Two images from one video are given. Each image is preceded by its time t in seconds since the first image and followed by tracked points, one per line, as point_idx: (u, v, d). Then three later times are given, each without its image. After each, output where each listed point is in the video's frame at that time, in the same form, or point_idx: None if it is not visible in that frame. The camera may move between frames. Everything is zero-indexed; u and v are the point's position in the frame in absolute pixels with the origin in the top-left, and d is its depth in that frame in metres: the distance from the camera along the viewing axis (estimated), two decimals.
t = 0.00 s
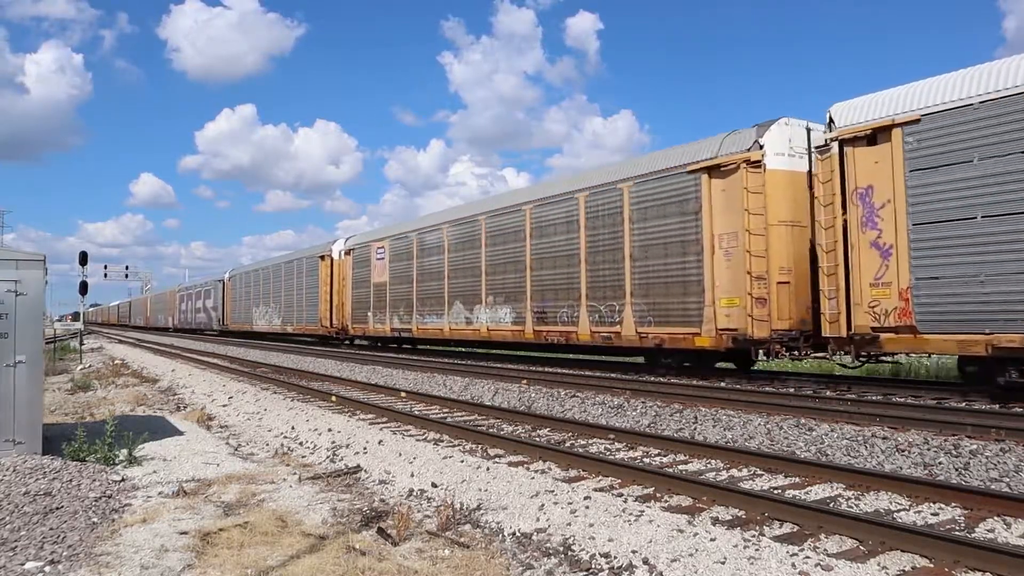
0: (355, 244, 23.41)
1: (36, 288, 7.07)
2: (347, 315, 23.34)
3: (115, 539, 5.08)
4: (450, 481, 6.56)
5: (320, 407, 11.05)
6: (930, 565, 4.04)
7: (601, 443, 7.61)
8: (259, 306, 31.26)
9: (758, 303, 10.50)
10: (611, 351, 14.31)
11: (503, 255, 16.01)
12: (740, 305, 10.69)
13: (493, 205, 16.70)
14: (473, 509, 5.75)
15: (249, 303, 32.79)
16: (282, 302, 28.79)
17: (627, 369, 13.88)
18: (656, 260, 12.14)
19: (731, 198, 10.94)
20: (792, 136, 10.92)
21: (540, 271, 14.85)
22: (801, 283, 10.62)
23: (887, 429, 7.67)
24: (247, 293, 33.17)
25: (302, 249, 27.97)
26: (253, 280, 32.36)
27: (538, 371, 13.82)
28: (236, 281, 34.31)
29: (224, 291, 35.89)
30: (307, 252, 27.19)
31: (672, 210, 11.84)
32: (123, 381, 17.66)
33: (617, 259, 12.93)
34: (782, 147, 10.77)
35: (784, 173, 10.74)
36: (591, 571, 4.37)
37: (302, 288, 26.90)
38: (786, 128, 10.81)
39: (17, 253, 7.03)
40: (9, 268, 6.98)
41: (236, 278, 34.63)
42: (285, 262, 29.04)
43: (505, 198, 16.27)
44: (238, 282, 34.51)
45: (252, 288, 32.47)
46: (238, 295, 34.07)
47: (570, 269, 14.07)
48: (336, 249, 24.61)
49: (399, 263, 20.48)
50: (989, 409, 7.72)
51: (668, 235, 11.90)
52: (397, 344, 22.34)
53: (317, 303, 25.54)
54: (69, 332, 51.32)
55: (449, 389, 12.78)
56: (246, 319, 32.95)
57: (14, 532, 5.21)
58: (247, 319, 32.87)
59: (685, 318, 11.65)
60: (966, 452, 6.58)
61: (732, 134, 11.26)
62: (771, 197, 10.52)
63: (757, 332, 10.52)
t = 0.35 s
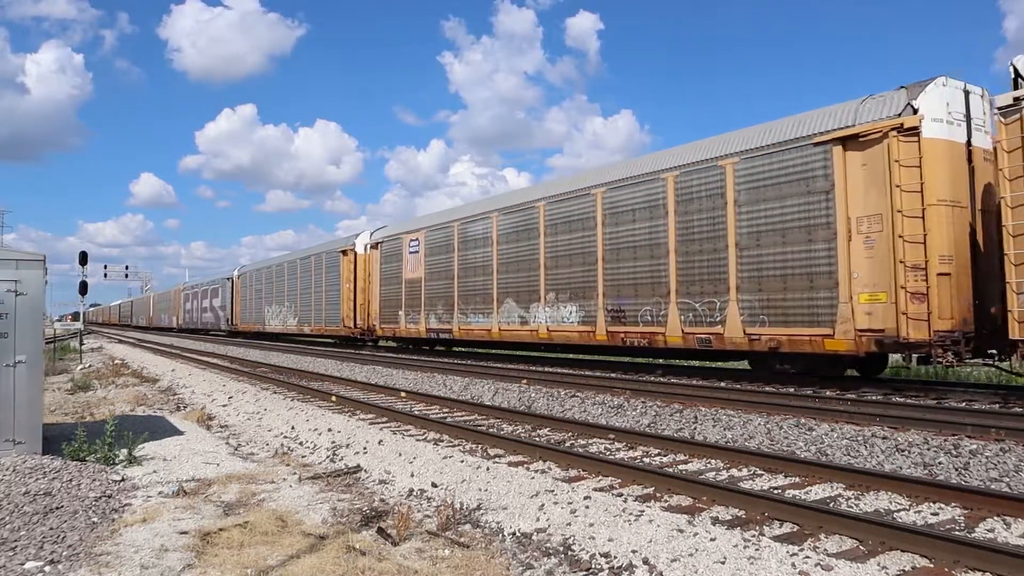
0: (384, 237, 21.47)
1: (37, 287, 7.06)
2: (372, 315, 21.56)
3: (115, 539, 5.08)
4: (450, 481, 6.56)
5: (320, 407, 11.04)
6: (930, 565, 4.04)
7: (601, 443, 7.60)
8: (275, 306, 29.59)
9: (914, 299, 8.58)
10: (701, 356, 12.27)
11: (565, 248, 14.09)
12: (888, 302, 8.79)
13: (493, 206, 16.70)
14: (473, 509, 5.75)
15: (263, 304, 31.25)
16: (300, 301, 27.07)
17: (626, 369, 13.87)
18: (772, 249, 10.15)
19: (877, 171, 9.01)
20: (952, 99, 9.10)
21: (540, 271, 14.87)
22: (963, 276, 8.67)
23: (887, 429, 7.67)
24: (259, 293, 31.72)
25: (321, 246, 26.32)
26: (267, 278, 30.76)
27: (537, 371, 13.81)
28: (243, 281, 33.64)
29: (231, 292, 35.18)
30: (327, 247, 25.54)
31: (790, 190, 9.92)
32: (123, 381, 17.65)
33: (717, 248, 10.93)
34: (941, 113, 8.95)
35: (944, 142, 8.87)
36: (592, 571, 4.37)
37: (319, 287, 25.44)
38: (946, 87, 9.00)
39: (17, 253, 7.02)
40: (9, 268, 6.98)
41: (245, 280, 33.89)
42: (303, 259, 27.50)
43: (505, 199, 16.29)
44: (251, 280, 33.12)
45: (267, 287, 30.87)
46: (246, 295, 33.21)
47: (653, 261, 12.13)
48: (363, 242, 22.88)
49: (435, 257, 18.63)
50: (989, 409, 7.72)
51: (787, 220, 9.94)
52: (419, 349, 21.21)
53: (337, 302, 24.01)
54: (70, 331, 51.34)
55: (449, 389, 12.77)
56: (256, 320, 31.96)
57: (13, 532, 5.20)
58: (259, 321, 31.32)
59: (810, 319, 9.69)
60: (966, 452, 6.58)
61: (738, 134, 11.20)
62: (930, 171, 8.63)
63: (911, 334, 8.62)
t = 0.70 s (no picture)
0: (420, 229, 19.66)
1: (37, 287, 7.06)
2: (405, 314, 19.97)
3: (115, 539, 5.08)
4: (450, 481, 6.56)
5: (320, 407, 11.06)
6: (930, 565, 4.04)
7: (601, 443, 7.61)
8: (291, 305, 27.87)
9: None
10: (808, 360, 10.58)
11: (666, 234, 11.98)
12: None
13: (494, 205, 16.72)
14: (473, 509, 5.75)
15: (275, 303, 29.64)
16: (321, 299, 25.30)
17: (626, 369, 13.89)
18: (935, 235, 8.43)
19: None
20: None
21: (540, 271, 14.90)
22: None
23: (887, 429, 7.67)
24: (272, 291, 30.13)
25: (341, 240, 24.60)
26: (281, 275, 29.10)
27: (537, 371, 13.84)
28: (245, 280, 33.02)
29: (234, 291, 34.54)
30: (349, 240, 23.83)
31: (960, 160, 8.22)
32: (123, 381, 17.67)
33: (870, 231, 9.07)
34: None
35: None
36: (591, 571, 4.37)
37: (339, 285, 23.91)
38: None
39: (17, 253, 7.02)
40: (9, 267, 6.98)
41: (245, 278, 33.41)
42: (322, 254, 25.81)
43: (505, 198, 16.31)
44: (261, 278, 31.63)
45: (281, 285, 29.17)
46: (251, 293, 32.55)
47: (768, 251, 10.35)
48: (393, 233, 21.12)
49: (481, 249, 16.88)
50: (988, 409, 7.73)
51: (957, 197, 8.24)
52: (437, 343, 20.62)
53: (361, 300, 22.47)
54: (70, 331, 51.40)
55: (449, 389, 12.79)
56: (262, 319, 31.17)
57: (14, 532, 5.20)
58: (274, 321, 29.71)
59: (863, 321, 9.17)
60: (966, 452, 6.58)
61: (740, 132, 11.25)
62: None
63: None
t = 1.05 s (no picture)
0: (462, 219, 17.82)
1: (37, 287, 7.06)
2: (443, 312, 18.32)
3: (115, 539, 5.08)
4: (450, 481, 6.56)
5: (320, 407, 11.05)
6: (930, 565, 4.04)
7: (601, 443, 7.61)
8: (310, 303, 26.19)
9: None
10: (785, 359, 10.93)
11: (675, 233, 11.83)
12: None
13: (494, 205, 16.73)
14: (473, 509, 5.75)
15: (291, 301, 28.06)
16: (345, 297, 23.67)
17: (626, 369, 13.88)
18: (937, 235, 8.42)
19: None
20: None
21: (540, 271, 14.89)
22: None
23: (887, 429, 7.67)
24: (289, 289, 28.51)
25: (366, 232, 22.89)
26: (300, 271, 27.43)
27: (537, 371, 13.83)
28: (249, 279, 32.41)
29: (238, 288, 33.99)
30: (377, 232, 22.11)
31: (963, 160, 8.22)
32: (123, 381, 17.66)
33: (861, 232, 9.20)
34: None
35: None
36: (592, 571, 4.37)
37: (364, 281, 22.34)
38: None
39: (18, 252, 7.02)
40: (8, 267, 6.98)
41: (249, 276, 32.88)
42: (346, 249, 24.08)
43: (505, 198, 16.33)
44: (276, 274, 29.95)
45: (300, 281, 27.49)
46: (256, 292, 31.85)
47: (765, 252, 10.44)
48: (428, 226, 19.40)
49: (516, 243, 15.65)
50: (989, 409, 7.72)
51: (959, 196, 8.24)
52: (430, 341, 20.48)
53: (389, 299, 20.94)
54: (70, 331, 51.36)
55: (449, 389, 12.78)
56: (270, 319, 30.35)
57: (14, 532, 5.20)
58: (289, 321, 28.11)
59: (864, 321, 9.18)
60: (966, 452, 6.58)
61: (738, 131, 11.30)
62: None
63: None
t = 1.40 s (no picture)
0: (515, 206, 15.87)
1: (37, 288, 7.06)
2: (492, 312, 16.41)
3: (115, 539, 5.08)
4: (450, 481, 6.56)
5: (320, 407, 11.05)
6: (930, 565, 4.04)
7: (601, 443, 7.61)
8: (332, 301, 24.44)
9: None
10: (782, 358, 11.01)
11: (671, 235, 11.81)
12: None
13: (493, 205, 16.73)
14: (473, 509, 5.75)
15: (310, 299, 26.34)
16: (373, 294, 21.70)
17: (626, 369, 13.88)
18: (936, 234, 8.39)
19: None
20: None
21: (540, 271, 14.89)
22: None
23: (887, 429, 7.67)
24: (308, 286, 26.74)
25: (397, 223, 21.10)
26: (321, 266, 25.58)
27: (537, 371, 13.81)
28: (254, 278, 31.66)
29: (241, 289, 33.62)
30: (410, 224, 20.20)
31: (937, 163, 8.37)
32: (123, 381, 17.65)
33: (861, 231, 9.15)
34: None
35: None
36: (592, 571, 4.37)
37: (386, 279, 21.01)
38: None
39: (18, 252, 7.02)
40: (9, 267, 6.98)
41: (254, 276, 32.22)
42: (372, 242, 22.15)
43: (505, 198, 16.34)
44: (294, 270, 28.13)
45: (321, 278, 25.60)
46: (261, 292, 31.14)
47: (765, 252, 10.36)
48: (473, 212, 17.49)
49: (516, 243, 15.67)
50: (989, 409, 7.72)
51: (935, 200, 8.38)
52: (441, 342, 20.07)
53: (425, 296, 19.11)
54: (70, 331, 51.35)
55: (449, 389, 12.78)
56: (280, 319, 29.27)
57: (14, 532, 5.20)
58: (306, 321, 26.49)
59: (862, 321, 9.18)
60: (966, 452, 6.58)
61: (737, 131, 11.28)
62: None
63: None
